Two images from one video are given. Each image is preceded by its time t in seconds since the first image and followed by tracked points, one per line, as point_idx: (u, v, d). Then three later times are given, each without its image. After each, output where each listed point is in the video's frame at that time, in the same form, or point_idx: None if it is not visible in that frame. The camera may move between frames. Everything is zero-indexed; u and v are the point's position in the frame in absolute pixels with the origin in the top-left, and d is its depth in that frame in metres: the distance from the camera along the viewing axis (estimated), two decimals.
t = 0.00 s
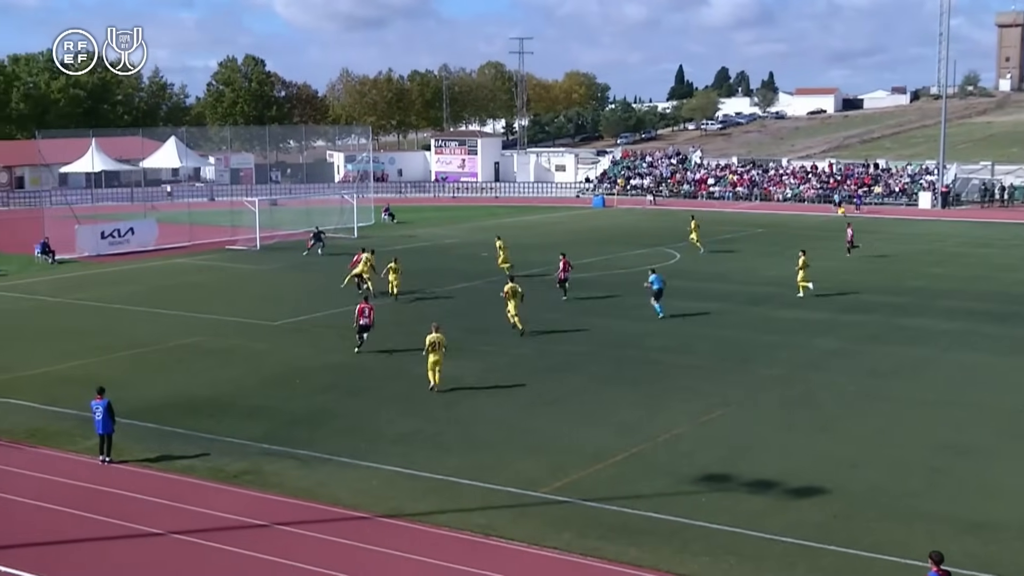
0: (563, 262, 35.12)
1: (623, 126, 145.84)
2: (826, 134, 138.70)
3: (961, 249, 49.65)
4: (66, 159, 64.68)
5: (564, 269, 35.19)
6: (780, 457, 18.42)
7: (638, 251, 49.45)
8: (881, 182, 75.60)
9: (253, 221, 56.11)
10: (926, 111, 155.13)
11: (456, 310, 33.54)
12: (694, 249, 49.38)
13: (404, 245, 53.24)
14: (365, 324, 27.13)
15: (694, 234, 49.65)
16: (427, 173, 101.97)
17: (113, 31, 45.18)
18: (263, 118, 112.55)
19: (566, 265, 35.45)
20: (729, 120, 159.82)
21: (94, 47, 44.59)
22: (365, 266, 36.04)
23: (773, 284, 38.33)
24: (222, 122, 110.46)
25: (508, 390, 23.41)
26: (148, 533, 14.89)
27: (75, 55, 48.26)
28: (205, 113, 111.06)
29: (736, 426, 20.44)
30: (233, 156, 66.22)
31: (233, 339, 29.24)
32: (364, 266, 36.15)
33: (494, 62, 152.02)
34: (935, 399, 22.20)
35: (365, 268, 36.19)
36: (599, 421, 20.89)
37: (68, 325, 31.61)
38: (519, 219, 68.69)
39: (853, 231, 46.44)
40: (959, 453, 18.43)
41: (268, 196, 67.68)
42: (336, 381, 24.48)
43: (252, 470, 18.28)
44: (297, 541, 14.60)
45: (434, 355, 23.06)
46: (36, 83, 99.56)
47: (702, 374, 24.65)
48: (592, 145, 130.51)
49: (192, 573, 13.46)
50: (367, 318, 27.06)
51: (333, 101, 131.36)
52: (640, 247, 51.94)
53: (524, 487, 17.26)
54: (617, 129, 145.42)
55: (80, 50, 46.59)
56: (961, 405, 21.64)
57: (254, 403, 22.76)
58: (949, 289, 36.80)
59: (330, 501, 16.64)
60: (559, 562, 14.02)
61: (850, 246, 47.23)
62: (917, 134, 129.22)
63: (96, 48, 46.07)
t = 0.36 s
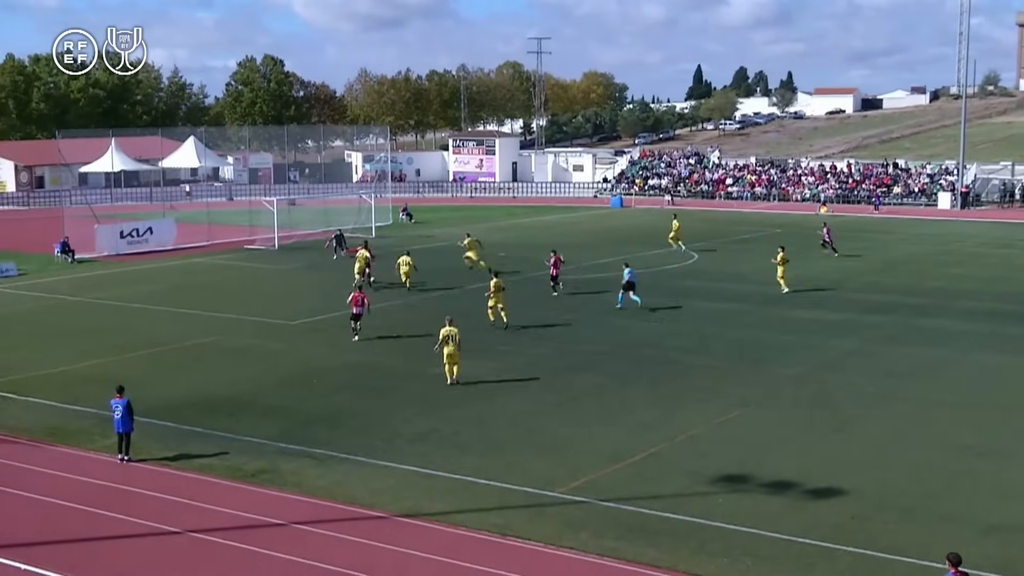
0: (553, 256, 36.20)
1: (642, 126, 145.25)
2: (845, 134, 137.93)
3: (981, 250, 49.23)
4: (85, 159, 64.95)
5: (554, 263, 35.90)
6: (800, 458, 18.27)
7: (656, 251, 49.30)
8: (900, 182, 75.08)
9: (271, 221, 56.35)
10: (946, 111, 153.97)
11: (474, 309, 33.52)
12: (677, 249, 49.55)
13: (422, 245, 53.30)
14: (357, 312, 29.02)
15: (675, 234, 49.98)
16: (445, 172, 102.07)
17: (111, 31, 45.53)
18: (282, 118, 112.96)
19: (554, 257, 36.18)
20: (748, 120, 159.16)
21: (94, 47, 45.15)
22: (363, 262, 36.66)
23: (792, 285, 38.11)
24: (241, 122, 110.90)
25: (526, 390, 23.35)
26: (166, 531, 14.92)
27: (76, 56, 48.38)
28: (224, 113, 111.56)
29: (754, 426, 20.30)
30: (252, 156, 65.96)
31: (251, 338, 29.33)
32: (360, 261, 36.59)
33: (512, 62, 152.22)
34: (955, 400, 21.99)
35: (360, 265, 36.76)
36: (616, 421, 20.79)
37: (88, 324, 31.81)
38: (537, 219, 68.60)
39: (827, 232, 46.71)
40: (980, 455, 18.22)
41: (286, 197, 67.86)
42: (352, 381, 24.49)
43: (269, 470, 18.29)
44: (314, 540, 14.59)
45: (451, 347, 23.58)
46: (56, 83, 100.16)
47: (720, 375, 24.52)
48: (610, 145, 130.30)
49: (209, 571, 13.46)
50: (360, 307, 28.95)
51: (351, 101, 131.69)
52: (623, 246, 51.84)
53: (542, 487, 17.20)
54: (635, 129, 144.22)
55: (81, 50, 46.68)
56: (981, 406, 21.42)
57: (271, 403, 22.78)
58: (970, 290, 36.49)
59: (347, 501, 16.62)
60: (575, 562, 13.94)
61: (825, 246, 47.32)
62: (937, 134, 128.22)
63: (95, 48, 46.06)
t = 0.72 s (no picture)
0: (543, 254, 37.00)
1: (652, 126, 144.51)
2: (857, 134, 137.39)
3: (994, 250, 48.94)
4: (97, 159, 65.13)
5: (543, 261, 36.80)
6: (811, 458, 18.19)
7: (667, 251, 49.19)
8: (911, 182, 74.79)
9: (281, 221, 56.46)
10: (957, 110, 153.47)
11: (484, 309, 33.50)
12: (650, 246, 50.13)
13: (432, 245, 53.30)
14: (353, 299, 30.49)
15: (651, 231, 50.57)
16: (455, 172, 102.13)
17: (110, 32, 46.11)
18: (293, 118, 113.21)
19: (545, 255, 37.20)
20: (759, 120, 158.69)
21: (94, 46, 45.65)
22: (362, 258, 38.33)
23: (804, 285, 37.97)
24: (252, 121, 111.24)
25: (536, 390, 23.31)
26: (178, 530, 14.95)
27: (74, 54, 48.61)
28: (236, 113, 111.90)
29: (765, 426, 20.23)
30: (263, 155, 66.44)
31: (262, 338, 29.38)
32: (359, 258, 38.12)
33: (522, 62, 152.46)
34: (967, 400, 21.87)
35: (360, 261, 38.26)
36: (627, 421, 20.75)
37: (100, 323, 31.93)
38: (547, 218, 68.50)
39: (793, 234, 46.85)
40: (991, 455, 18.13)
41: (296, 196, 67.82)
42: (363, 380, 24.49)
43: (280, 469, 18.31)
44: (325, 539, 14.60)
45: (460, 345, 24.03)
46: (68, 82, 100.62)
47: (731, 375, 24.44)
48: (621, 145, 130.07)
49: (220, 570, 13.48)
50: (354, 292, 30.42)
51: (362, 101, 131.83)
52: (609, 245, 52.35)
53: (552, 487, 17.16)
54: (645, 129, 144.90)
55: (80, 49, 46.94)
56: (993, 407, 21.30)
57: (282, 402, 22.82)
58: (982, 290, 36.27)
59: (357, 500, 16.61)
60: (584, 562, 13.90)
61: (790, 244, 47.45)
62: (950, 134, 127.67)
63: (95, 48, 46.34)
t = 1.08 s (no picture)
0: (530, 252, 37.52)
1: (657, 126, 143.77)
2: (862, 134, 137.14)
3: (999, 250, 48.83)
4: (102, 159, 65.18)
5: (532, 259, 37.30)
6: (815, 458, 18.15)
7: (672, 251, 49.17)
8: (917, 182, 74.66)
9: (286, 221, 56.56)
10: (963, 110, 153.12)
11: (488, 309, 33.51)
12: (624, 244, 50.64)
13: (437, 244, 53.36)
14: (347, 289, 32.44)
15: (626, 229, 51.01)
16: (460, 172, 102.07)
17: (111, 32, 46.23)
18: (298, 118, 113.31)
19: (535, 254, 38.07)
20: (764, 120, 158.43)
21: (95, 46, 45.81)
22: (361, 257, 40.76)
23: (807, 284, 37.95)
24: (257, 121, 111.37)
25: (541, 389, 23.30)
26: (182, 530, 14.95)
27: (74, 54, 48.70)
28: (241, 113, 112.08)
29: (771, 426, 20.19)
30: (268, 156, 66.07)
31: (266, 338, 29.40)
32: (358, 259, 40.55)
33: (527, 62, 152.53)
34: (971, 400, 21.82)
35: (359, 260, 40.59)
36: (631, 421, 20.73)
37: (105, 322, 31.97)
38: (552, 218, 68.45)
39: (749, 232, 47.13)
40: (996, 456, 18.09)
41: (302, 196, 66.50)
42: (368, 380, 24.46)
43: (284, 469, 18.31)
44: (329, 538, 14.60)
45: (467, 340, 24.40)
46: (73, 83, 100.82)
47: (735, 375, 24.40)
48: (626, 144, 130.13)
49: (225, 569, 13.49)
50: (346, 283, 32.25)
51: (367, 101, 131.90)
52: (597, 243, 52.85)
53: (557, 487, 17.14)
54: (650, 129, 143.08)
55: (80, 49, 47.06)
56: (998, 407, 21.23)
57: (286, 402, 22.82)
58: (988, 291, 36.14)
59: (362, 500, 16.60)
60: (590, 562, 13.87)
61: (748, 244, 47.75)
62: (955, 133, 127.39)
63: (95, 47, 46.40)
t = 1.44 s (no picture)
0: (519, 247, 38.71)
1: (658, 127, 143.75)
2: (863, 134, 137.08)
3: (1001, 250, 48.81)
4: (103, 158, 65.15)
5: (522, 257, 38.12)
6: (816, 458, 18.15)
7: (673, 251, 49.16)
8: (918, 182, 74.66)
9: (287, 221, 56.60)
10: (964, 110, 152.86)
11: (489, 309, 33.47)
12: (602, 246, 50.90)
13: (439, 244, 53.37)
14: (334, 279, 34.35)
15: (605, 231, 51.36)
16: (461, 172, 102.04)
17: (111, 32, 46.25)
18: (299, 118, 113.31)
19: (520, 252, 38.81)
20: (765, 120, 158.28)
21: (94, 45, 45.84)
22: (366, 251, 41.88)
23: (808, 284, 37.95)
24: (258, 121, 111.30)
25: (542, 390, 23.29)
26: (183, 530, 14.95)
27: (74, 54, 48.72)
28: (242, 112, 112.14)
29: (772, 426, 20.19)
30: (269, 155, 66.51)
31: (268, 338, 29.41)
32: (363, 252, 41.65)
33: (528, 62, 152.45)
34: (973, 400, 21.83)
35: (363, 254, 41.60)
36: (632, 421, 20.72)
37: (107, 322, 31.98)
38: (553, 218, 68.40)
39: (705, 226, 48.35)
40: (997, 456, 18.09)
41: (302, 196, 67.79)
42: (368, 380, 24.46)
43: (286, 468, 18.30)
44: (330, 539, 14.59)
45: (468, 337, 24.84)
46: (74, 82, 100.75)
47: (737, 375, 24.39)
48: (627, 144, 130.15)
49: (226, 569, 13.50)
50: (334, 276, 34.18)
51: (368, 100, 131.95)
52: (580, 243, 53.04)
53: (558, 487, 17.14)
54: (651, 129, 142.90)
55: (80, 50, 47.11)
56: (999, 407, 21.22)
57: (287, 402, 22.81)
58: (989, 291, 36.12)
59: (363, 500, 16.60)
60: (590, 562, 13.88)
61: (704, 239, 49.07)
62: (957, 133, 127.30)
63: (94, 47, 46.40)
